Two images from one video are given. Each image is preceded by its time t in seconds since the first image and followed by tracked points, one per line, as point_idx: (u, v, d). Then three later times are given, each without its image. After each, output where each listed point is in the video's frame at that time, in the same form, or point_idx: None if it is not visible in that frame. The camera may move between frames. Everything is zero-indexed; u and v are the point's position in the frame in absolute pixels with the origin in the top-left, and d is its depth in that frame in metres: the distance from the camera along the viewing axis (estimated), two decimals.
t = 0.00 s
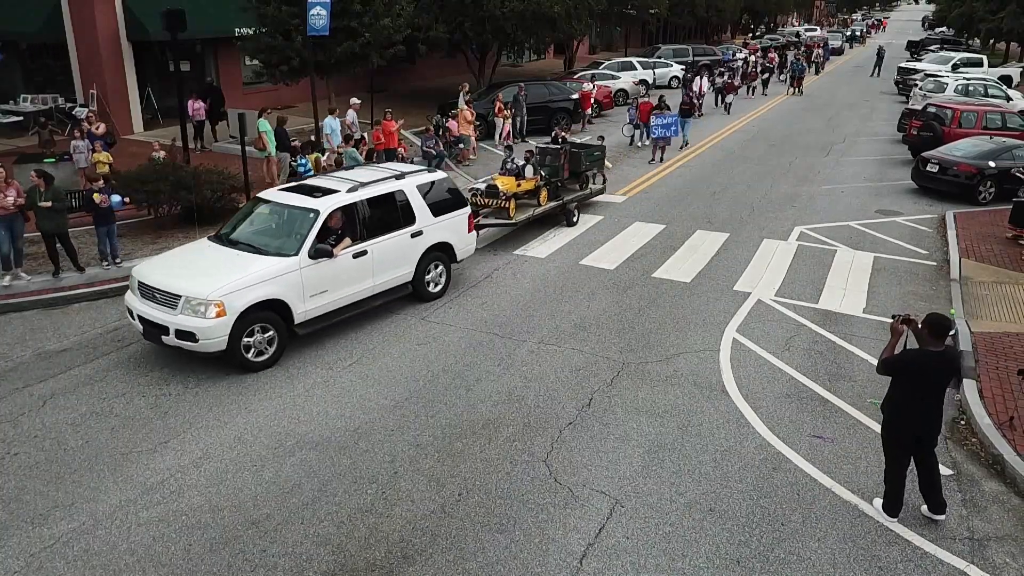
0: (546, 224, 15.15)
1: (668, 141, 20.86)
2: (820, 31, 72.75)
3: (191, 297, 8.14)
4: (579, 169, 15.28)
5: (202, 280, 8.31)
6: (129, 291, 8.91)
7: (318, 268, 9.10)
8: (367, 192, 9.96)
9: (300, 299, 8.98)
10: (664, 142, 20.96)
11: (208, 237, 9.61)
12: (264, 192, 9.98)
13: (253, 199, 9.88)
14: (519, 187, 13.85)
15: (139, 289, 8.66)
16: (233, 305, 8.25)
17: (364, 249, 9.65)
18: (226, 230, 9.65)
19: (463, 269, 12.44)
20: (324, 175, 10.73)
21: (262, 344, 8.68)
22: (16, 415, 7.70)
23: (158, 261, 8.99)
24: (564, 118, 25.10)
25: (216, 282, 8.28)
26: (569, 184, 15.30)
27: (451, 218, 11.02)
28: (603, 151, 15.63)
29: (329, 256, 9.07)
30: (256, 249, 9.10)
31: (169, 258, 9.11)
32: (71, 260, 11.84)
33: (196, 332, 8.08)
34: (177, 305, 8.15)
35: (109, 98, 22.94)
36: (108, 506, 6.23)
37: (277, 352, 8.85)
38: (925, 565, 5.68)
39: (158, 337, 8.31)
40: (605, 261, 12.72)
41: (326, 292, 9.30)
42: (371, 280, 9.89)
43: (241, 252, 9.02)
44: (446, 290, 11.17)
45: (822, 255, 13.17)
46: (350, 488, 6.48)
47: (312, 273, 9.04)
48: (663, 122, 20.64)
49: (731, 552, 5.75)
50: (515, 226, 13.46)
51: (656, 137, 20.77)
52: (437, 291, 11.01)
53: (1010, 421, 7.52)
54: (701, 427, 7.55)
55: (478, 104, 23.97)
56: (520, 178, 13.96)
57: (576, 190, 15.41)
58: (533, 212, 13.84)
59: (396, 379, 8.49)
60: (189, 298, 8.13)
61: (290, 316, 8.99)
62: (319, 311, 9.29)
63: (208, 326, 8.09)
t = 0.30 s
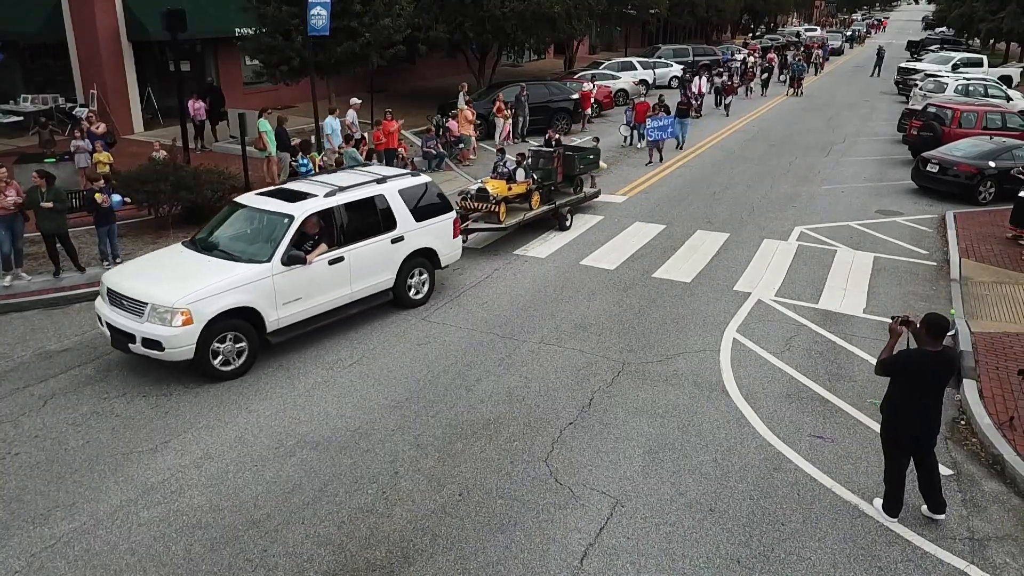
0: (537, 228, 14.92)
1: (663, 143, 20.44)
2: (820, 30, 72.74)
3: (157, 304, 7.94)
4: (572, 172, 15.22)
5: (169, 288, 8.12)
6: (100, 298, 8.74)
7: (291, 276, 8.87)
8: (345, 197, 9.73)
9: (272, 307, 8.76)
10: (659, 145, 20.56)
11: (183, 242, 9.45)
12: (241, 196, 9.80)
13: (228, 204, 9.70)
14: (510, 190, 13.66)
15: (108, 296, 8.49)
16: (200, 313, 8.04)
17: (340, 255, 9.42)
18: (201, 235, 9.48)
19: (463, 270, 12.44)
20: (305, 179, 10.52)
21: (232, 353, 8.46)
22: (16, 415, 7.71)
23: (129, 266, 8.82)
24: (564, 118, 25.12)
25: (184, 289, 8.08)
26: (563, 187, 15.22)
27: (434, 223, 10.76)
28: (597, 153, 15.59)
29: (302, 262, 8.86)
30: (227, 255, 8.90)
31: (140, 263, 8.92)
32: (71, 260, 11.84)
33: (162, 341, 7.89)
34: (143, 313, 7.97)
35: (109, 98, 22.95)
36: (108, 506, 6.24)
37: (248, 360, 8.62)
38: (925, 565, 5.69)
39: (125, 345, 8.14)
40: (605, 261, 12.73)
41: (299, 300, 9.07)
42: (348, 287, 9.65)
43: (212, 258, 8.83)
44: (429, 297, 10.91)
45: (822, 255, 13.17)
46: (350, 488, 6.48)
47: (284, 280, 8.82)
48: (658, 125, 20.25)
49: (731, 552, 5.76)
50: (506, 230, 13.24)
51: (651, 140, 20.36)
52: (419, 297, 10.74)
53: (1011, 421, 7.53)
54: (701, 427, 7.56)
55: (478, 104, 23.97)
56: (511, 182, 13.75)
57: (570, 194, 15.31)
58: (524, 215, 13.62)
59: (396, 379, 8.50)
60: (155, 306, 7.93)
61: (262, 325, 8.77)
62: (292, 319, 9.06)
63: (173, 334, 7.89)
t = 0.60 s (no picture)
0: (529, 232, 14.65)
1: (659, 145, 20.36)
2: (820, 31, 72.91)
3: (122, 311, 7.72)
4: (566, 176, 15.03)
5: (135, 294, 7.89)
6: (68, 303, 8.53)
7: (263, 282, 8.63)
8: (323, 201, 9.45)
9: (242, 314, 8.51)
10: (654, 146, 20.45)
11: (157, 246, 9.22)
12: (217, 199, 9.56)
13: (204, 207, 9.47)
14: (501, 195, 13.34)
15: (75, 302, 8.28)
16: (166, 321, 7.81)
17: (315, 261, 9.15)
18: (175, 239, 9.25)
19: (463, 270, 12.43)
20: (286, 182, 10.26)
21: (199, 363, 8.23)
22: (17, 415, 7.71)
23: (98, 271, 8.60)
24: (565, 118, 25.14)
25: (150, 296, 7.85)
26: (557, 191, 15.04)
27: (417, 228, 10.47)
28: (593, 156, 15.41)
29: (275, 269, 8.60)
30: (198, 260, 8.65)
31: (110, 268, 8.70)
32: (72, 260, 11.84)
33: (126, 349, 7.66)
34: (108, 320, 7.75)
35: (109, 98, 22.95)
36: (110, 506, 6.24)
37: (218, 367, 8.40)
38: (926, 565, 5.69)
39: (91, 352, 7.93)
40: (605, 262, 12.73)
41: (272, 307, 8.82)
42: (325, 294, 9.38)
43: (182, 264, 8.58)
44: (411, 303, 10.63)
45: (823, 256, 13.17)
46: (351, 488, 6.49)
47: (255, 287, 8.56)
48: (654, 126, 20.23)
49: (732, 552, 5.76)
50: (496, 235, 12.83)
51: (648, 141, 20.28)
52: (401, 304, 10.45)
53: (1011, 421, 7.53)
54: (702, 427, 7.55)
55: (479, 104, 23.96)
56: (502, 186, 13.48)
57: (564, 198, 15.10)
58: (515, 220, 13.26)
59: (396, 379, 8.49)
60: (119, 313, 7.71)
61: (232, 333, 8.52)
62: (265, 327, 8.81)
63: (137, 343, 7.66)
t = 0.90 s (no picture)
0: (521, 236, 14.37)
1: (654, 147, 20.14)
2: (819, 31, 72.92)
3: (85, 318, 7.56)
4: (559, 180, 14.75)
5: (100, 301, 7.72)
6: (37, 309, 8.38)
7: (234, 289, 8.41)
8: (300, 206, 9.22)
9: (212, 322, 8.30)
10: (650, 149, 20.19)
11: (130, 251, 9.05)
12: (193, 204, 9.39)
13: (180, 211, 9.30)
14: (490, 199, 13.10)
15: (42, 308, 8.13)
16: (131, 330, 7.63)
17: (290, 267, 8.91)
18: (149, 244, 9.07)
19: (462, 270, 12.43)
20: (266, 185, 10.06)
21: (167, 371, 8.00)
22: (17, 415, 7.71)
23: (67, 277, 8.45)
24: (564, 118, 25.12)
25: (115, 303, 7.68)
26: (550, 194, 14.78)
27: (398, 233, 10.20)
28: (589, 159, 15.14)
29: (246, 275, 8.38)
30: (168, 267, 8.46)
31: (79, 274, 8.54)
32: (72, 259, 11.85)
33: (88, 357, 7.48)
34: (72, 327, 7.58)
35: (110, 98, 22.95)
36: (110, 506, 6.24)
37: (187, 375, 8.17)
38: (926, 565, 5.69)
39: (56, 360, 7.77)
40: (606, 262, 12.74)
41: (244, 314, 8.59)
42: (300, 301, 9.14)
43: (152, 270, 8.39)
44: (394, 310, 10.37)
45: (823, 256, 13.18)
46: (352, 488, 6.49)
47: (225, 295, 8.35)
48: (649, 129, 19.90)
49: (732, 552, 5.76)
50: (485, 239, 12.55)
51: (644, 143, 20.04)
52: (381, 311, 10.18)
53: (1011, 421, 7.53)
54: (703, 428, 7.55)
55: (479, 104, 23.94)
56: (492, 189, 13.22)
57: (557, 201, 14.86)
58: (505, 223, 12.95)
59: (395, 380, 8.49)
60: (83, 320, 7.55)
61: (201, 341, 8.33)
62: (237, 335, 8.59)
63: (100, 351, 7.48)
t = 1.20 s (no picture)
0: (511, 241, 14.09)
1: (652, 149, 19.78)
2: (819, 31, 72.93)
3: (46, 326, 7.37)
4: (552, 184, 14.46)
5: (62, 308, 7.53)
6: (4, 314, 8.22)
7: (203, 297, 8.20)
8: (274, 211, 9.01)
9: (179, 330, 8.09)
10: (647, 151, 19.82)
11: (102, 256, 8.88)
12: (167, 208, 9.23)
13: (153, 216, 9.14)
14: (480, 203, 12.79)
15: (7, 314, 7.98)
16: (93, 338, 7.44)
17: (262, 274, 8.68)
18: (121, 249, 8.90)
19: (462, 270, 12.42)
20: (243, 189, 9.85)
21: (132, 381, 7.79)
22: (18, 415, 7.71)
23: (34, 283, 8.28)
24: (564, 118, 25.09)
25: (77, 310, 7.49)
26: (543, 198, 14.47)
27: (378, 238, 9.95)
28: (582, 164, 14.97)
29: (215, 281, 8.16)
30: (136, 273, 8.27)
31: (47, 279, 8.37)
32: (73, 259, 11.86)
33: (49, 366, 7.29)
34: (33, 334, 7.41)
35: (110, 98, 22.95)
36: (110, 506, 6.25)
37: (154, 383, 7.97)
38: (926, 565, 5.69)
39: (19, 367, 7.60)
40: (606, 262, 12.74)
41: (215, 321, 8.39)
42: (274, 308, 8.91)
43: (119, 276, 8.21)
44: (374, 317, 10.12)
45: (823, 256, 13.18)
46: (352, 488, 6.50)
47: (194, 302, 8.14)
48: (647, 131, 19.51)
49: (733, 552, 5.76)
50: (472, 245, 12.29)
51: (641, 146, 19.66)
52: (360, 319, 9.92)
53: (1011, 422, 7.53)
54: (703, 428, 7.55)
55: (479, 104, 23.92)
56: (482, 193, 12.91)
57: (550, 205, 14.55)
58: (495, 227, 12.73)
59: (395, 380, 8.49)
60: (43, 328, 7.37)
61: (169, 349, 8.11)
62: (207, 342, 8.38)
63: (61, 360, 7.29)
